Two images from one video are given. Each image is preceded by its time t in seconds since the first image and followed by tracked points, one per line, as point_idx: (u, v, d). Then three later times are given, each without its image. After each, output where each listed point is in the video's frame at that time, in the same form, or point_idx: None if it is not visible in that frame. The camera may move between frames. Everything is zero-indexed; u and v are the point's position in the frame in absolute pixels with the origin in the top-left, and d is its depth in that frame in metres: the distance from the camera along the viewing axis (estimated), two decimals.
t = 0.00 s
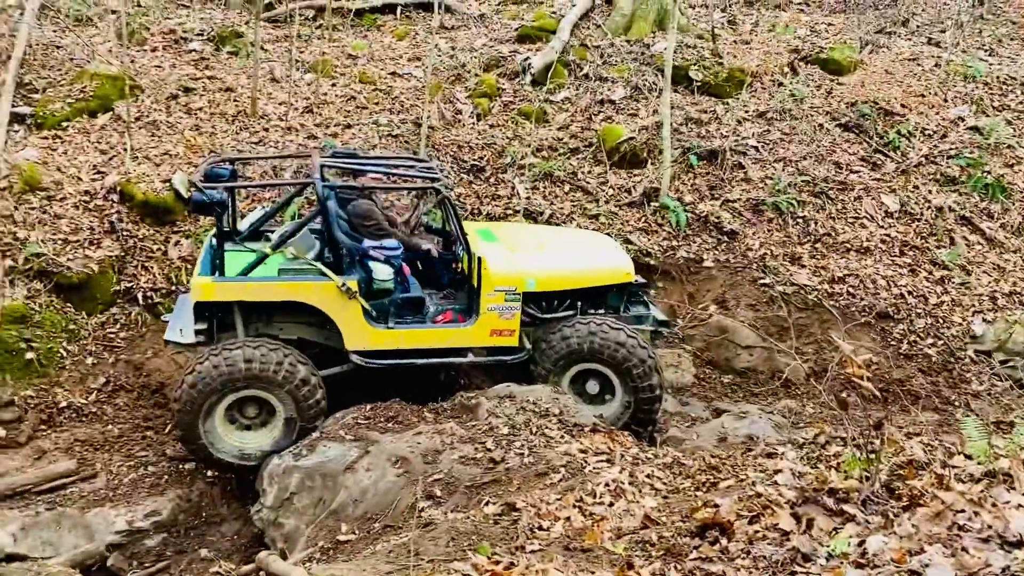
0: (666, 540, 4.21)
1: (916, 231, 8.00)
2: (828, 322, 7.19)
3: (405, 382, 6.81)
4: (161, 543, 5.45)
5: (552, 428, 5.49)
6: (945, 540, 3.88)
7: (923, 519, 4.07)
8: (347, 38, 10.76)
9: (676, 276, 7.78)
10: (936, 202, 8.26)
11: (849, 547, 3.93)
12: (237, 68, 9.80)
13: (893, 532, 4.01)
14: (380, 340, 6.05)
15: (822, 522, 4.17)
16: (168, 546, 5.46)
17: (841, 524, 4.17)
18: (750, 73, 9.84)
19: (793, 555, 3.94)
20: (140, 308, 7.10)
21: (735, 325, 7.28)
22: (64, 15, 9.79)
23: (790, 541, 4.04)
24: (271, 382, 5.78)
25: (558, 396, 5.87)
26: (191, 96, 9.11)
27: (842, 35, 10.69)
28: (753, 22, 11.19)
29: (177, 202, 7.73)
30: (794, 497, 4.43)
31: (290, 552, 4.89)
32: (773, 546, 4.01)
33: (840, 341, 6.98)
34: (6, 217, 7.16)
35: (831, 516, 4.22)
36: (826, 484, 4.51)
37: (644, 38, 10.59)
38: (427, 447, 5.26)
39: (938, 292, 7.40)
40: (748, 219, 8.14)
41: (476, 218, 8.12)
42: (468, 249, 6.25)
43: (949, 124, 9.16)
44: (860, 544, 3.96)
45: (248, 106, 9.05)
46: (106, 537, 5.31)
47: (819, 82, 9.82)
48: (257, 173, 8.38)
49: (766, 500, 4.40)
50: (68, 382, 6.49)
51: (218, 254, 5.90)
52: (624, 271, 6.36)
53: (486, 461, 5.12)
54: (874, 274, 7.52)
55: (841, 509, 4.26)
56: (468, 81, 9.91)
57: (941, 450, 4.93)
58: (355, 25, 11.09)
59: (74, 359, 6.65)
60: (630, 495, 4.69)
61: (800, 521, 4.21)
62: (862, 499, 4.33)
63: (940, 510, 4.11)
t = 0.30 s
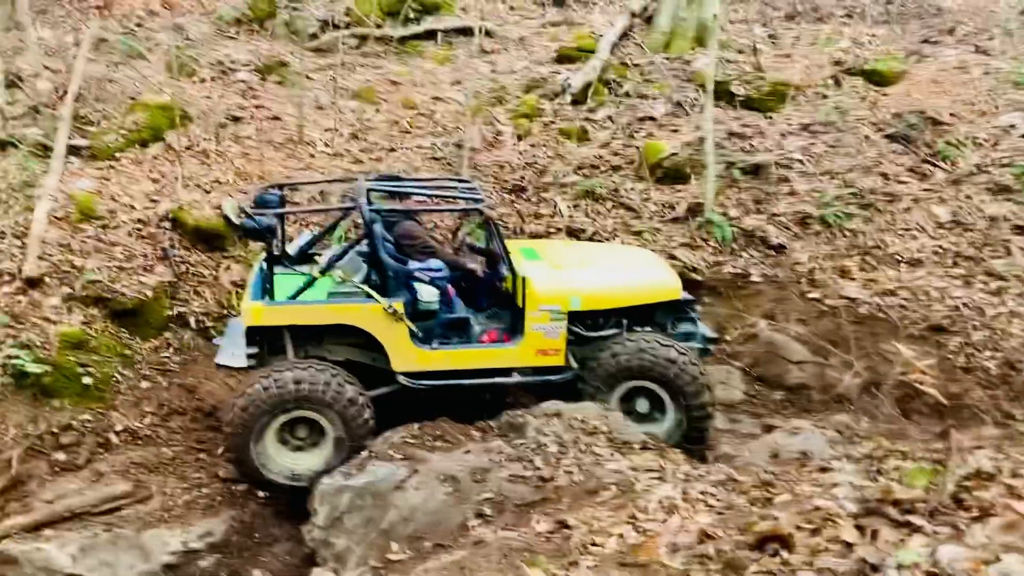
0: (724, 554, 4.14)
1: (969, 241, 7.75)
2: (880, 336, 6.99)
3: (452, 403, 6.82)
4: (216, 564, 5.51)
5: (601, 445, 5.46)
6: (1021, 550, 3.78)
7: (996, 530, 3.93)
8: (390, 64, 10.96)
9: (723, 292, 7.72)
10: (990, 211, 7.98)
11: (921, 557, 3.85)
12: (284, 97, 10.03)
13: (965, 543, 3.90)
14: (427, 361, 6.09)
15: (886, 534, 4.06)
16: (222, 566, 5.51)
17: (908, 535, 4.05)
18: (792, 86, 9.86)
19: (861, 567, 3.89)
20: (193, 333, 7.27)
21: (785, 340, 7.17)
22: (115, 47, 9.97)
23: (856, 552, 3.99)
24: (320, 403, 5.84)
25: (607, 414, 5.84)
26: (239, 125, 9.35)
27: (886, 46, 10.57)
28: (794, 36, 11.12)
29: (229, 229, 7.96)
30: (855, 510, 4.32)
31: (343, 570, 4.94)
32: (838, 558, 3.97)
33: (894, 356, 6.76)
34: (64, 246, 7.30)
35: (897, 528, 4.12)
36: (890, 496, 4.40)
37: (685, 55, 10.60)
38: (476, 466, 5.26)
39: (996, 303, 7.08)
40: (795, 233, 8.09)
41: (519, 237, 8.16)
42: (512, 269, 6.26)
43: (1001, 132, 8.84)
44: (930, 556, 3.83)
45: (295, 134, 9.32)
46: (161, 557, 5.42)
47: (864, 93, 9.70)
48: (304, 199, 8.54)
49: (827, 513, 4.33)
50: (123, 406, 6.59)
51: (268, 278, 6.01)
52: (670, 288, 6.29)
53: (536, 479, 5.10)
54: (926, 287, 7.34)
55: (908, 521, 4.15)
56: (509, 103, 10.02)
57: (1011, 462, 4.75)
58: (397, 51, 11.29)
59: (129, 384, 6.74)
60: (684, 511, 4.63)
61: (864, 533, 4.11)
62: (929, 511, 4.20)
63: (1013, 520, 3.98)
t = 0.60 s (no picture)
0: (766, 561, 4.05)
1: (1017, 244, 7.62)
2: (927, 342, 6.89)
3: (489, 412, 6.82)
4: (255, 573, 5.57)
5: (640, 454, 5.39)
6: None
7: None
8: (425, 76, 11.06)
9: (764, 298, 7.58)
10: None
11: (968, 562, 3.74)
12: (321, 110, 10.20)
13: (1017, 548, 3.80)
14: (465, 370, 6.08)
15: (934, 540, 3.94)
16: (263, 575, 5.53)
17: (958, 541, 3.94)
18: (831, 89, 9.71)
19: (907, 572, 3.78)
20: (234, 343, 7.36)
21: (826, 347, 7.05)
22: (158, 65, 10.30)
23: (902, 558, 3.87)
24: (359, 412, 5.87)
25: (646, 422, 5.78)
26: (278, 139, 9.49)
27: (928, 47, 10.39)
28: (832, 39, 10.99)
29: (268, 240, 8.08)
30: (902, 516, 4.21)
31: None
32: (883, 565, 3.86)
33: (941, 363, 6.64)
34: (108, 259, 7.47)
35: (946, 533, 4.00)
36: (937, 500, 4.31)
37: (721, 60, 10.53)
38: (515, 475, 5.23)
39: None
40: (836, 238, 7.95)
41: (555, 246, 8.15)
42: (549, 277, 6.23)
43: None
44: (980, 560, 3.72)
45: (332, 145, 9.39)
46: (203, 566, 5.50)
47: (904, 96, 9.55)
48: (342, 210, 8.63)
49: (872, 520, 4.22)
50: (166, 417, 6.68)
51: (307, 288, 6.06)
52: (709, 296, 6.20)
53: (575, 488, 5.05)
54: (973, 291, 7.20)
55: (956, 526, 4.04)
56: (544, 111, 10.03)
57: None
58: (432, 63, 11.39)
59: (172, 395, 6.83)
60: (726, 519, 4.55)
61: (911, 538, 4.00)
62: (978, 516, 4.11)
63: None
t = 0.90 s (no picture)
0: (774, 546, 4.04)
1: None
2: (942, 335, 6.74)
3: (503, 405, 6.86)
4: (273, 565, 5.55)
5: (653, 445, 5.38)
6: None
7: None
8: (438, 72, 11.13)
9: (778, 292, 7.60)
10: None
11: (973, 541, 3.62)
12: (335, 107, 10.30)
13: None
14: (478, 363, 6.08)
15: (941, 522, 3.91)
16: (278, 566, 5.56)
17: (965, 525, 3.85)
18: (846, 81, 9.65)
19: (910, 553, 3.68)
20: (250, 337, 7.39)
21: (842, 340, 7.04)
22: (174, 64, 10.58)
23: (908, 541, 3.79)
24: (373, 405, 5.89)
25: (658, 415, 5.78)
26: (293, 136, 9.59)
27: (944, 38, 10.30)
28: (847, 31, 10.93)
29: (283, 236, 8.07)
30: (910, 501, 4.19)
31: (396, 570, 4.87)
32: (889, 547, 3.77)
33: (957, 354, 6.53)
34: (125, 255, 7.60)
35: (952, 517, 3.93)
36: (946, 486, 4.27)
37: (735, 53, 10.49)
38: (528, 466, 5.23)
39: None
40: (851, 231, 7.90)
41: (569, 240, 8.16)
42: (562, 270, 6.22)
43: None
44: (984, 541, 3.60)
45: (347, 142, 9.46)
46: (220, 558, 5.42)
47: (921, 87, 9.53)
48: (356, 206, 8.68)
49: (881, 506, 4.17)
50: (183, 410, 6.76)
51: (321, 282, 6.05)
52: (722, 288, 6.20)
53: (587, 479, 5.04)
54: (990, 283, 7.01)
55: (963, 510, 3.95)
56: (558, 106, 10.05)
57: None
58: (445, 59, 11.47)
59: (189, 389, 6.91)
60: (737, 508, 4.55)
61: (918, 522, 3.96)
62: (986, 500, 4.00)
63: None
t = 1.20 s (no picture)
0: (771, 539, 4.06)
1: None
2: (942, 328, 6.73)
3: (504, 399, 6.88)
4: (274, 558, 5.57)
5: (653, 439, 5.39)
6: None
7: None
8: (439, 67, 11.14)
9: (778, 286, 7.61)
10: None
11: (965, 533, 3.59)
12: (336, 101, 10.32)
13: (1016, 521, 3.63)
14: (479, 358, 6.10)
15: (936, 514, 3.92)
16: (280, 560, 5.57)
17: (958, 517, 3.85)
18: (847, 75, 9.64)
19: (903, 544, 3.68)
20: (251, 332, 7.43)
21: (842, 334, 7.03)
22: (175, 59, 10.64)
23: (902, 533, 3.79)
24: (374, 400, 5.90)
25: (659, 408, 5.79)
26: (294, 130, 9.61)
27: (946, 32, 10.27)
28: (848, 25, 10.92)
29: (284, 230, 8.10)
30: (906, 493, 4.20)
31: (397, 563, 4.89)
32: (883, 539, 3.77)
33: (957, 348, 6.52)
34: (127, 250, 7.62)
35: (947, 509, 3.93)
36: (942, 479, 4.27)
37: (736, 47, 10.48)
38: (528, 460, 5.22)
39: None
40: (852, 224, 7.89)
41: (570, 234, 8.17)
42: (563, 265, 6.22)
43: None
44: (975, 532, 3.57)
45: (347, 137, 9.47)
46: (223, 551, 5.48)
47: (923, 81, 9.53)
48: (357, 201, 8.70)
49: (878, 499, 4.19)
50: (185, 405, 6.79)
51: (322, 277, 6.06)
52: (723, 283, 6.20)
53: (587, 472, 5.05)
54: (991, 277, 7.01)
55: (957, 502, 3.96)
56: (558, 100, 10.06)
57: None
58: (446, 53, 11.48)
59: (191, 383, 6.94)
60: (735, 501, 4.57)
61: (913, 514, 3.96)
62: (980, 492, 4.00)
63: None
